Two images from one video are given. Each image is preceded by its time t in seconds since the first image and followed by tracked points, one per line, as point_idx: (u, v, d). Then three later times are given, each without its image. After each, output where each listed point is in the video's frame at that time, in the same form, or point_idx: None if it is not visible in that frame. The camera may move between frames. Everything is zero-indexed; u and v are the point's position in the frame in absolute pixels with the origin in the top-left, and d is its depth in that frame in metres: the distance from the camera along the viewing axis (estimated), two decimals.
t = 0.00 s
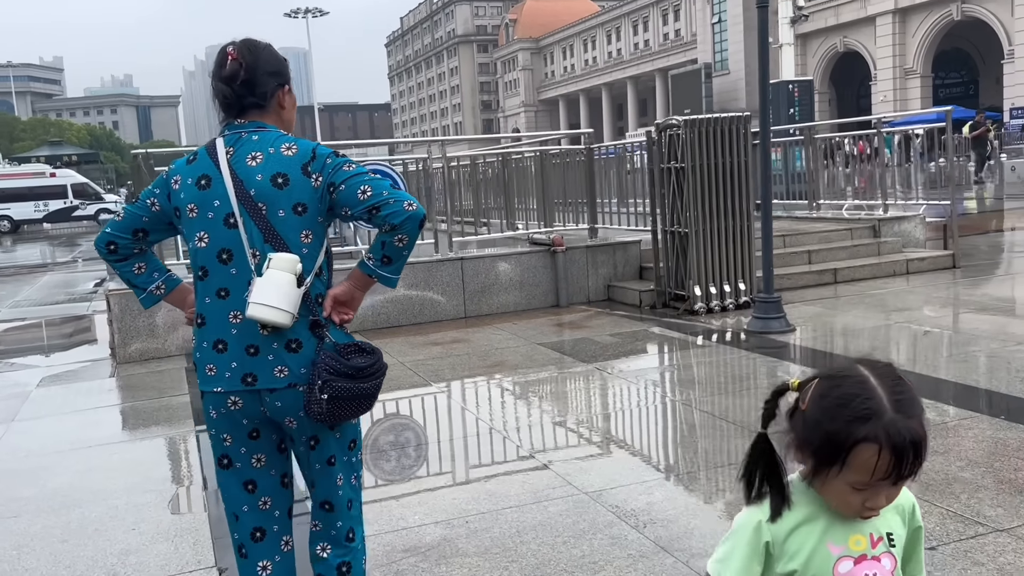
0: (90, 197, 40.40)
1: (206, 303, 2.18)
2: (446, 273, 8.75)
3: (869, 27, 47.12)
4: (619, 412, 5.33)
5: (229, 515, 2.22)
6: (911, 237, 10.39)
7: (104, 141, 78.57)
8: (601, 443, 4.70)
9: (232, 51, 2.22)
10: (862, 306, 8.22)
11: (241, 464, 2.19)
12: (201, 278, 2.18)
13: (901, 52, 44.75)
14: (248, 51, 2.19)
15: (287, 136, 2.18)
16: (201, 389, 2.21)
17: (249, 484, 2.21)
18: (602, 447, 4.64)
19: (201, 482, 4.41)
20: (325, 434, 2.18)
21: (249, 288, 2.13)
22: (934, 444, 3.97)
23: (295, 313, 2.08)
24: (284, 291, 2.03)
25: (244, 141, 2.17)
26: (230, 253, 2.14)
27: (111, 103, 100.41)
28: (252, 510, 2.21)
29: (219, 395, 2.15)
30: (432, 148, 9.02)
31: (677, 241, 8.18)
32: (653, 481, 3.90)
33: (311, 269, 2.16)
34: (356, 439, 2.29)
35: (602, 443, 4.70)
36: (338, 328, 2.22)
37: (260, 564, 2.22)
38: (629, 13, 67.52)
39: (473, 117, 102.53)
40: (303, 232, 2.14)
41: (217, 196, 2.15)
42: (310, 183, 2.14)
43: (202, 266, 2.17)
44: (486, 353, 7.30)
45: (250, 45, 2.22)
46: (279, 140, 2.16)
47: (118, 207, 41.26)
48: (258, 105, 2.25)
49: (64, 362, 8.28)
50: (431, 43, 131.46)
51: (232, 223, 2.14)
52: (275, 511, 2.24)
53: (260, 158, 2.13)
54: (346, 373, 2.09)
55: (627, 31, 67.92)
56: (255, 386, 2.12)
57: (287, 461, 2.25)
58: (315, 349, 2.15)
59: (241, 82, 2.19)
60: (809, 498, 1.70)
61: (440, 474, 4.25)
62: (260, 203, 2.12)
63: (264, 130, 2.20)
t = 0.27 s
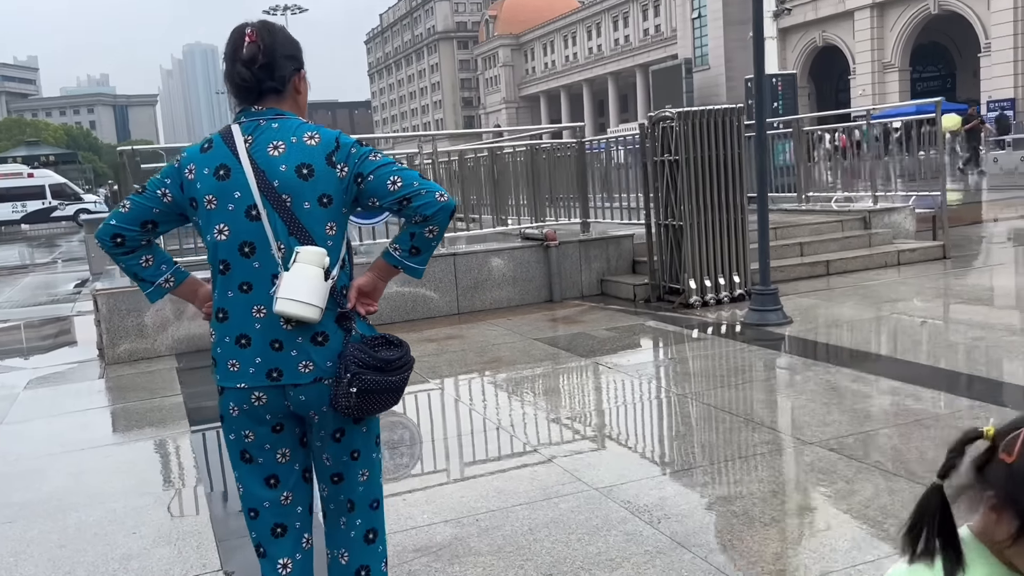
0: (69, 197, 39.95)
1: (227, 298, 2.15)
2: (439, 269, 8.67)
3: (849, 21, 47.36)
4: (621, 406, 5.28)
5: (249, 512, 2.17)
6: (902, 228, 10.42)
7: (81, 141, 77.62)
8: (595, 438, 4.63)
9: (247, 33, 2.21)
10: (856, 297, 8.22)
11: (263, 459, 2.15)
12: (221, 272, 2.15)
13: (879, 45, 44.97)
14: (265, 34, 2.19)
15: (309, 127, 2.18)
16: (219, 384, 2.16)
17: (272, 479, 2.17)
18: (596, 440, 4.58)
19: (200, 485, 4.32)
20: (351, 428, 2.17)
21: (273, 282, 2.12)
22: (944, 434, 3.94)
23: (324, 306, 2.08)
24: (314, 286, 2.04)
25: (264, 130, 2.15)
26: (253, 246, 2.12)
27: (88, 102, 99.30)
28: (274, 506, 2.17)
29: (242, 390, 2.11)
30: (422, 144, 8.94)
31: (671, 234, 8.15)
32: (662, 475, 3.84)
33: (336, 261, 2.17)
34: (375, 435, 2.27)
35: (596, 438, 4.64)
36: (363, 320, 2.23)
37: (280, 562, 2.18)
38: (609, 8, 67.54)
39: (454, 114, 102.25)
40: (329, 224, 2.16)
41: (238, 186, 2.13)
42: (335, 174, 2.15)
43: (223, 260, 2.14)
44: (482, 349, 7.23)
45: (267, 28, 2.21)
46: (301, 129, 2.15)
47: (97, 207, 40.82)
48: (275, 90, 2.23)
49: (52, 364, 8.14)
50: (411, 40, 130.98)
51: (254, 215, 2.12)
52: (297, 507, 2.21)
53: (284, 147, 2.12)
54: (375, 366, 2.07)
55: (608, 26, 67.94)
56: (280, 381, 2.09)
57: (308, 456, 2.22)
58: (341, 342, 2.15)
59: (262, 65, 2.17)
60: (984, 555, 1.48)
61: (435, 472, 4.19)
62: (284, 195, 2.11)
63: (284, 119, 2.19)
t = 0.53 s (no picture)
0: (44, 196, 39.42)
1: (231, 283, 2.06)
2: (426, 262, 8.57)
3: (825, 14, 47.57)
4: (615, 395, 5.20)
5: (257, 506, 2.12)
6: (887, 218, 10.45)
7: (56, 139, 76.62)
8: (586, 430, 4.52)
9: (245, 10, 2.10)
10: (846, 286, 8.19)
11: (270, 451, 2.10)
12: (224, 256, 2.06)
13: (855, 38, 45.20)
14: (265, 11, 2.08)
15: (314, 104, 2.08)
16: (223, 374, 2.09)
17: (280, 472, 2.12)
18: (587, 432, 4.49)
19: (189, 484, 4.19)
20: (360, 418, 2.11)
21: (278, 266, 2.03)
22: (947, 421, 3.88)
23: (331, 290, 1.99)
24: (320, 269, 1.95)
25: (267, 108, 2.06)
26: (257, 229, 2.03)
27: (61, 100, 98.04)
28: (282, 499, 2.13)
29: (248, 378, 2.04)
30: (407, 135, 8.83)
31: (660, 225, 8.09)
32: (663, 465, 3.76)
33: (343, 244, 2.08)
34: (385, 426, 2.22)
35: (586, 430, 4.51)
36: (372, 305, 2.15)
37: (285, 558, 2.13)
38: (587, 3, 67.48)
39: (433, 109, 101.90)
40: (336, 206, 2.07)
41: (241, 166, 2.04)
42: (341, 154, 2.06)
43: (225, 243, 2.05)
44: (472, 343, 7.14)
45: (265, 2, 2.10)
46: (305, 107, 2.06)
47: (73, 206, 40.33)
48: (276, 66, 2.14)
49: (31, 363, 7.96)
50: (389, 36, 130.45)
51: (258, 196, 2.03)
52: (303, 500, 2.16)
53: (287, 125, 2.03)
54: (387, 351, 2.01)
55: (586, 21, 67.92)
56: (286, 369, 2.01)
57: (315, 448, 2.16)
58: (350, 327, 2.06)
59: (260, 44, 2.11)
60: None
61: (424, 468, 4.08)
62: (289, 174, 2.02)
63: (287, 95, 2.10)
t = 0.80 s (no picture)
0: (15, 198, 38.74)
1: (210, 285, 1.98)
2: (407, 261, 8.40)
3: (801, 10, 47.77)
4: (603, 394, 5.08)
5: (243, 520, 2.04)
6: (871, 212, 10.42)
7: (27, 139, 75.43)
8: (572, 430, 4.42)
9: None
10: (833, 282, 8.12)
11: (255, 464, 2.01)
12: (203, 255, 1.98)
13: (831, 34, 45.43)
14: None
15: (298, 92, 1.96)
16: (207, 381, 2.02)
17: (266, 485, 2.03)
18: (573, 432, 4.39)
19: (163, 496, 4.01)
20: (346, 430, 2.00)
21: (257, 267, 1.93)
22: (947, 419, 3.79)
23: (312, 296, 1.89)
24: (298, 273, 1.84)
25: (248, 97, 1.96)
26: (236, 227, 1.93)
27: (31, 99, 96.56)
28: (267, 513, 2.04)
29: (228, 387, 1.96)
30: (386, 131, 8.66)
31: (645, 220, 7.97)
32: (658, 471, 3.62)
33: (328, 244, 1.96)
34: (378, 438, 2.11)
35: (574, 431, 4.40)
36: (361, 309, 2.03)
37: None
38: None
39: (411, 107, 101.44)
40: (319, 203, 1.94)
41: (220, 160, 1.94)
42: (325, 146, 1.92)
43: (204, 242, 1.97)
44: (455, 343, 6.99)
45: None
46: (288, 95, 1.94)
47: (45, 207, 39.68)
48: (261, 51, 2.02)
49: None
50: (366, 33, 129.71)
51: (236, 192, 1.93)
52: (291, 515, 2.06)
53: (267, 116, 1.91)
54: (370, 361, 1.91)
55: (563, 18, 67.83)
56: (269, 377, 1.93)
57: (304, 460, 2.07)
58: (335, 333, 1.96)
59: (237, 29, 1.98)
60: None
61: (406, 471, 3.95)
62: (268, 169, 1.90)
63: (269, 82, 1.97)
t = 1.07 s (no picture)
0: None
1: (208, 308, 1.87)
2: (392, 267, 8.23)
3: (779, 12, 48.03)
4: (596, 403, 4.95)
5: (250, 551, 1.94)
6: (859, 214, 10.36)
7: None
8: (558, 438, 4.35)
9: None
10: (823, 286, 8.04)
11: (258, 496, 1.91)
12: (201, 276, 1.87)
13: (808, 36, 45.70)
14: None
15: (301, 99, 1.82)
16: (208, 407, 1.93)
17: (272, 517, 1.93)
18: (558, 441, 4.30)
19: (141, 522, 3.83)
20: (352, 462, 1.88)
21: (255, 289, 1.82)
22: (955, 431, 3.69)
23: (313, 321, 1.77)
24: (297, 297, 1.72)
25: (246, 105, 1.83)
26: (233, 245, 1.82)
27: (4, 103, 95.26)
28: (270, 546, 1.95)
29: (228, 416, 1.86)
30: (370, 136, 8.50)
31: (633, 224, 7.86)
32: (662, 488, 3.48)
33: (331, 265, 1.82)
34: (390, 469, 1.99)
35: (558, 437, 4.36)
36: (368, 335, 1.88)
37: None
38: (543, 3, 67.38)
39: (390, 110, 101.08)
40: (322, 220, 1.80)
41: (216, 173, 1.82)
42: (325, 159, 1.78)
43: (201, 262, 1.86)
44: (443, 352, 6.83)
45: None
46: (289, 103, 1.81)
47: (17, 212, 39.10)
48: (263, 56, 1.89)
49: None
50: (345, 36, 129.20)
51: (234, 209, 1.81)
52: (299, 548, 1.94)
53: (265, 126, 1.78)
54: (378, 392, 1.79)
55: (542, 20, 67.84)
56: (269, 407, 1.82)
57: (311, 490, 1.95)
58: (341, 359, 1.84)
59: (236, 34, 1.87)
60: None
61: (394, 482, 3.85)
62: (266, 184, 1.78)
63: (269, 89, 1.85)
